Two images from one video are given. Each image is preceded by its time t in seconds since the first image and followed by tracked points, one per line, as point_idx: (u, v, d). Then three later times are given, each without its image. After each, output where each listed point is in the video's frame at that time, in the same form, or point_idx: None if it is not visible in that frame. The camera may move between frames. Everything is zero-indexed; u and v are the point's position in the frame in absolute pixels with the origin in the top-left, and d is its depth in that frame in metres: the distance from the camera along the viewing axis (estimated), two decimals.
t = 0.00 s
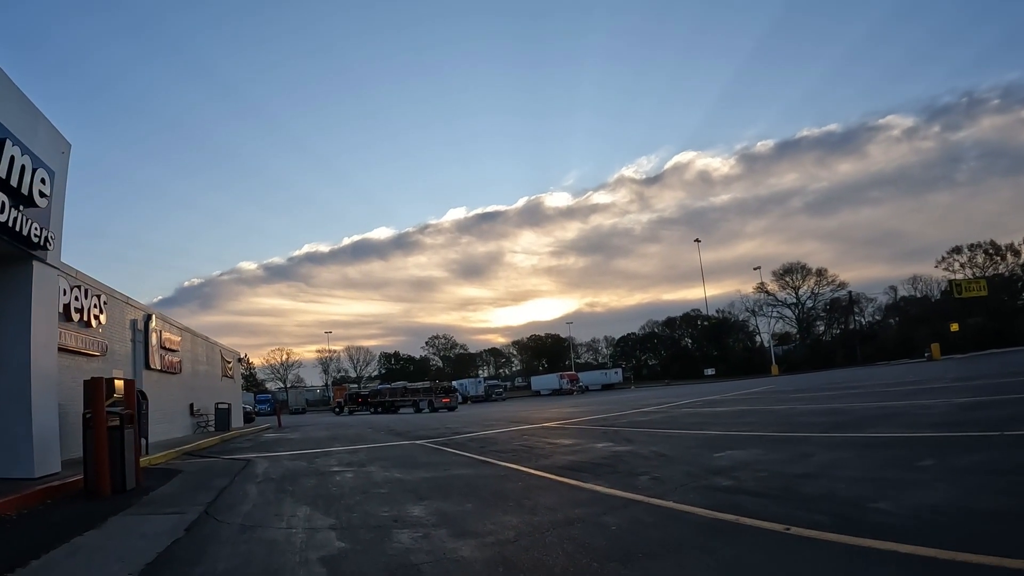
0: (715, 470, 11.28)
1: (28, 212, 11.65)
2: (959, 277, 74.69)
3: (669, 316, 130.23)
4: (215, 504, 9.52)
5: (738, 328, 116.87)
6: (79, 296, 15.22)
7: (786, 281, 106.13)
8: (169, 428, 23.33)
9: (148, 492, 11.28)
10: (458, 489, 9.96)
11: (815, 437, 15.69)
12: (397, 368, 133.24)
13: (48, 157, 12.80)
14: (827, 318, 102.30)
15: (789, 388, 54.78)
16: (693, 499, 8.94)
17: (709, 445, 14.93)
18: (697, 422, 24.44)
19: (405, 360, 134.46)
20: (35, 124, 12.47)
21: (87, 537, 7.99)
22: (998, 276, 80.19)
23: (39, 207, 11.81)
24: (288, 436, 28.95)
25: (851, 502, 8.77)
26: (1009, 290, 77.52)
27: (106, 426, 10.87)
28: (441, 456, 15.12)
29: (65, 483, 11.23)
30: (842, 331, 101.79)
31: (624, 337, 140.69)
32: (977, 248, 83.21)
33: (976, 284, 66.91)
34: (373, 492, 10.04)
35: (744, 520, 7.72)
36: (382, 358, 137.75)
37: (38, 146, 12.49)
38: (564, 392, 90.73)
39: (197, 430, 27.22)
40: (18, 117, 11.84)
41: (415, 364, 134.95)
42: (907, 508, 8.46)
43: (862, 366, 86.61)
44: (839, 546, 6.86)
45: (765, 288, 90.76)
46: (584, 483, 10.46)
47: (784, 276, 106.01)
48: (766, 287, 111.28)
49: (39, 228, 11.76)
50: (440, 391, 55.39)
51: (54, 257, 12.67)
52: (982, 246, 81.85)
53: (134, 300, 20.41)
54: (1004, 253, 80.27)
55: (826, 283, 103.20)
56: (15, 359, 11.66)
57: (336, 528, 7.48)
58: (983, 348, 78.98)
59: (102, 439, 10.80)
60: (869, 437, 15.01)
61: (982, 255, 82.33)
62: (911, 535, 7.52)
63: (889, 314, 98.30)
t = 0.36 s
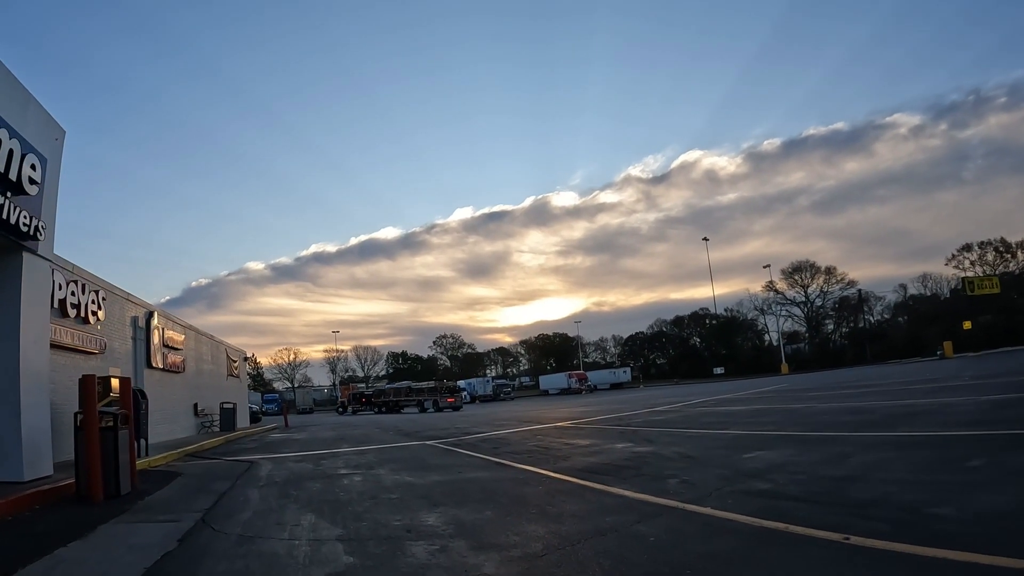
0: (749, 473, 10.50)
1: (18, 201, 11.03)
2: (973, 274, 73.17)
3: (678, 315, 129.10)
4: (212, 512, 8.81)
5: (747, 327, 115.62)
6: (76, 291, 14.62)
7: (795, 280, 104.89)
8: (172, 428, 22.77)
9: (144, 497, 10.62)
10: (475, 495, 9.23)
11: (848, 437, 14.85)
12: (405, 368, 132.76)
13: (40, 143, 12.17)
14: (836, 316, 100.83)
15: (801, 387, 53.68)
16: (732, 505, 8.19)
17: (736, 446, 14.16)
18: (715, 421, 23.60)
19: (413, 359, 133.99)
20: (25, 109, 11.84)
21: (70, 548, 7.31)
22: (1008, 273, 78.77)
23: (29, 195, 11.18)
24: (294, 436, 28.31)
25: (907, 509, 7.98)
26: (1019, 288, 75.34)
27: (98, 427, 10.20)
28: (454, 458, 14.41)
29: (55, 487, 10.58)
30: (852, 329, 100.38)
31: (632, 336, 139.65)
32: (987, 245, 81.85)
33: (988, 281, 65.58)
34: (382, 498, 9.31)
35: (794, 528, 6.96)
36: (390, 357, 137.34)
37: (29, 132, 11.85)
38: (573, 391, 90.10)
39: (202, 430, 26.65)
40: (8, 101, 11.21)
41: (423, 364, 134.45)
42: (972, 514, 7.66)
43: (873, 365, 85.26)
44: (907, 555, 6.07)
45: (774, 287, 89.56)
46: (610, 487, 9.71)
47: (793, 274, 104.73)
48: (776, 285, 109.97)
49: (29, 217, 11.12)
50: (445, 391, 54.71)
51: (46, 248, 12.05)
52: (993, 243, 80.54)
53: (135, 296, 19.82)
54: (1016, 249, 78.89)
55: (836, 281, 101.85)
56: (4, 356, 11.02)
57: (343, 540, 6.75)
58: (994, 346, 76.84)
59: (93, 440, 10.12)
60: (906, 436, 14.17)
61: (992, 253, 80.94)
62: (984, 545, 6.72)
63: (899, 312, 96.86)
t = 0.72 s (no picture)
0: (783, 478, 9.77)
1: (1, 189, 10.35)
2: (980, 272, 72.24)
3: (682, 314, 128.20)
4: (206, 524, 8.12)
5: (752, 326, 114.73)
6: (68, 288, 13.95)
7: (800, 278, 103.94)
8: (171, 431, 22.11)
9: (135, 505, 9.92)
10: (490, 503, 8.54)
11: (877, 437, 14.10)
12: (409, 368, 132.21)
13: (26, 130, 11.49)
14: (841, 315, 99.79)
15: (809, 386, 52.75)
16: (773, 515, 7.47)
17: (761, 447, 13.44)
18: (727, 421, 22.86)
19: (416, 359, 133.44)
20: (12, 93, 11.16)
21: (48, 564, 6.63)
22: (1014, 271, 77.86)
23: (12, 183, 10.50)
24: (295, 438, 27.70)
25: (966, 516, 7.29)
26: None
27: (84, 431, 9.52)
28: (463, 461, 13.73)
29: (40, 495, 9.88)
30: (857, 328, 99.38)
31: (636, 336, 138.83)
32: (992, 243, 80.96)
33: (996, 279, 64.54)
34: (391, 507, 8.60)
35: (851, 542, 6.27)
36: (394, 357, 136.82)
37: (15, 118, 11.17)
38: (578, 391, 89.44)
39: (202, 433, 25.98)
40: None
41: (426, 364, 133.80)
42: None
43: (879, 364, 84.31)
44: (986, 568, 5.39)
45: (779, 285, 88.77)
46: (637, 495, 9.00)
47: (798, 273, 103.80)
48: (780, 284, 109.06)
49: (13, 207, 10.47)
50: (446, 392, 54.06)
51: (33, 241, 11.40)
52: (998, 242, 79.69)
53: (132, 294, 19.18)
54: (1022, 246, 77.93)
55: (841, 279, 100.94)
56: None
57: (349, 558, 6.06)
58: (1001, 344, 75.88)
59: (80, 445, 9.45)
60: (940, 436, 13.42)
61: (998, 251, 79.98)
62: None
63: (904, 311, 95.82)
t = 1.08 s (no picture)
0: (791, 478, 9.59)
1: None
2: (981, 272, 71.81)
3: (682, 314, 127.88)
4: (202, 526, 7.93)
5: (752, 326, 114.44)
6: (64, 286, 13.77)
7: (800, 278, 103.73)
8: (169, 431, 21.92)
9: (131, 507, 9.74)
10: (492, 504, 8.37)
11: (884, 437, 13.90)
12: (409, 368, 132.04)
13: (21, 124, 11.33)
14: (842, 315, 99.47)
15: (811, 386, 52.45)
16: (784, 516, 7.27)
17: (766, 447, 13.26)
18: (730, 421, 22.62)
19: (416, 359, 133.28)
20: (7, 87, 11.00)
21: (38, 567, 6.44)
22: (1015, 271, 77.50)
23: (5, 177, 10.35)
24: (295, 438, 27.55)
25: (980, 516, 7.11)
26: None
27: (78, 431, 9.36)
28: (464, 462, 13.56)
29: (34, 496, 9.69)
30: (857, 328, 99.09)
31: (636, 336, 138.57)
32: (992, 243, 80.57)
33: (998, 278, 64.16)
34: (391, 508, 8.42)
35: (867, 544, 6.09)
36: (394, 357, 136.67)
37: (10, 111, 11.02)
38: (579, 391, 89.21)
39: (201, 432, 25.82)
40: None
41: (426, 364, 133.63)
42: None
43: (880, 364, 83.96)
44: (1008, 569, 5.20)
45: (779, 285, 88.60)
46: (641, 496, 8.82)
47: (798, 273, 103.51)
48: (780, 284, 108.73)
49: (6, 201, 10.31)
50: (446, 391, 53.88)
51: (28, 237, 11.26)
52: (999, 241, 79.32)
53: (130, 292, 19.02)
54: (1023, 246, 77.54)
55: (841, 279, 100.64)
56: None
57: (348, 562, 5.87)
58: (1002, 344, 75.52)
59: (74, 445, 9.29)
60: (948, 435, 13.22)
61: (999, 251, 79.65)
62: None
63: (904, 311, 95.47)
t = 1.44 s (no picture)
0: (791, 478, 9.58)
1: None
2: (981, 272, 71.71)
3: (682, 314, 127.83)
4: (202, 526, 7.93)
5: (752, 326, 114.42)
6: (64, 286, 13.77)
7: (800, 278, 103.69)
8: (169, 431, 21.93)
9: (131, 507, 9.74)
10: (492, 504, 8.36)
11: (884, 437, 13.91)
12: (409, 368, 132.02)
13: (20, 124, 11.32)
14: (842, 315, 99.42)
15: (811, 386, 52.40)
16: (784, 516, 7.27)
17: (766, 447, 13.25)
18: (730, 421, 22.59)
19: (416, 359, 133.28)
20: (7, 86, 11.01)
21: (40, 566, 6.45)
22: (1015, 271, 77.45)
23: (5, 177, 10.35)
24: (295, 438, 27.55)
25: (979, 516, 7.11)
26: None
27: (78, 431, 9.36)
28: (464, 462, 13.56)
29: (34, 496, 9.69)
30: (857, 328, 99.06)
31: (636, 336, 138.54)
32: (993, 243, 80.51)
33: (999, 278, 64.09)
34: (391, 508, 8.41)
35: (868, 544, 6.08)
36: (394, 357, 136.65)
37: (11, 111, 11.02)
38: (579, 391, 89.20)
39: (201, 433, 25.82)
40: None
41: (426, 364, 133.59)
42: None
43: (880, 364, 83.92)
44: (1008, 569, 5.19)
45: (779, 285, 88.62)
46: (641, 496, 8.82)
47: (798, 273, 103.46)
48: (780, 284, 108.66)
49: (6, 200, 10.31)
50: (446, 391, 53.88)
51: (28, 237, 11.26)
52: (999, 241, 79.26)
53: (130, 292, 19.03)
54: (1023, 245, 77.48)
55: (841, 279, 100.59)
56: None
57: (349, 562, 5.87)
58: (1002, 344, 75.47)
59: (74, 445, 9.29)
60: (948, 435, 13.23)
61: (999, 251, 79.62)
62: None
63: (905, 311, 95.39)
